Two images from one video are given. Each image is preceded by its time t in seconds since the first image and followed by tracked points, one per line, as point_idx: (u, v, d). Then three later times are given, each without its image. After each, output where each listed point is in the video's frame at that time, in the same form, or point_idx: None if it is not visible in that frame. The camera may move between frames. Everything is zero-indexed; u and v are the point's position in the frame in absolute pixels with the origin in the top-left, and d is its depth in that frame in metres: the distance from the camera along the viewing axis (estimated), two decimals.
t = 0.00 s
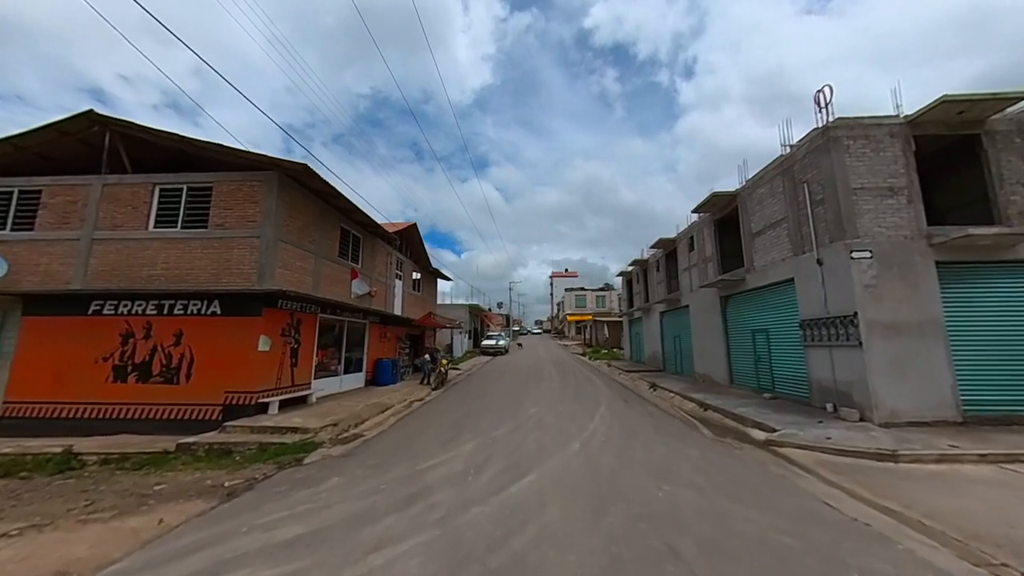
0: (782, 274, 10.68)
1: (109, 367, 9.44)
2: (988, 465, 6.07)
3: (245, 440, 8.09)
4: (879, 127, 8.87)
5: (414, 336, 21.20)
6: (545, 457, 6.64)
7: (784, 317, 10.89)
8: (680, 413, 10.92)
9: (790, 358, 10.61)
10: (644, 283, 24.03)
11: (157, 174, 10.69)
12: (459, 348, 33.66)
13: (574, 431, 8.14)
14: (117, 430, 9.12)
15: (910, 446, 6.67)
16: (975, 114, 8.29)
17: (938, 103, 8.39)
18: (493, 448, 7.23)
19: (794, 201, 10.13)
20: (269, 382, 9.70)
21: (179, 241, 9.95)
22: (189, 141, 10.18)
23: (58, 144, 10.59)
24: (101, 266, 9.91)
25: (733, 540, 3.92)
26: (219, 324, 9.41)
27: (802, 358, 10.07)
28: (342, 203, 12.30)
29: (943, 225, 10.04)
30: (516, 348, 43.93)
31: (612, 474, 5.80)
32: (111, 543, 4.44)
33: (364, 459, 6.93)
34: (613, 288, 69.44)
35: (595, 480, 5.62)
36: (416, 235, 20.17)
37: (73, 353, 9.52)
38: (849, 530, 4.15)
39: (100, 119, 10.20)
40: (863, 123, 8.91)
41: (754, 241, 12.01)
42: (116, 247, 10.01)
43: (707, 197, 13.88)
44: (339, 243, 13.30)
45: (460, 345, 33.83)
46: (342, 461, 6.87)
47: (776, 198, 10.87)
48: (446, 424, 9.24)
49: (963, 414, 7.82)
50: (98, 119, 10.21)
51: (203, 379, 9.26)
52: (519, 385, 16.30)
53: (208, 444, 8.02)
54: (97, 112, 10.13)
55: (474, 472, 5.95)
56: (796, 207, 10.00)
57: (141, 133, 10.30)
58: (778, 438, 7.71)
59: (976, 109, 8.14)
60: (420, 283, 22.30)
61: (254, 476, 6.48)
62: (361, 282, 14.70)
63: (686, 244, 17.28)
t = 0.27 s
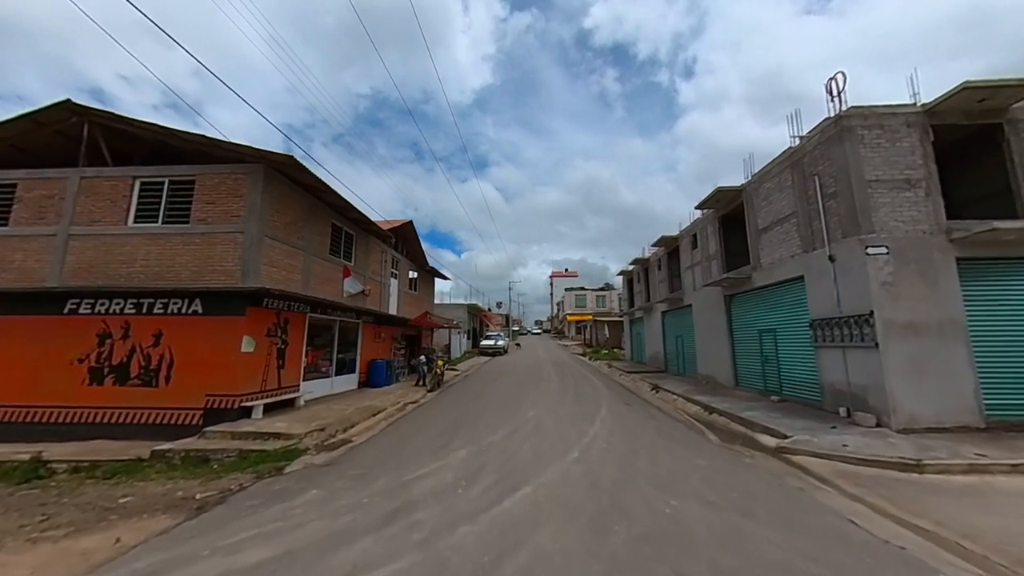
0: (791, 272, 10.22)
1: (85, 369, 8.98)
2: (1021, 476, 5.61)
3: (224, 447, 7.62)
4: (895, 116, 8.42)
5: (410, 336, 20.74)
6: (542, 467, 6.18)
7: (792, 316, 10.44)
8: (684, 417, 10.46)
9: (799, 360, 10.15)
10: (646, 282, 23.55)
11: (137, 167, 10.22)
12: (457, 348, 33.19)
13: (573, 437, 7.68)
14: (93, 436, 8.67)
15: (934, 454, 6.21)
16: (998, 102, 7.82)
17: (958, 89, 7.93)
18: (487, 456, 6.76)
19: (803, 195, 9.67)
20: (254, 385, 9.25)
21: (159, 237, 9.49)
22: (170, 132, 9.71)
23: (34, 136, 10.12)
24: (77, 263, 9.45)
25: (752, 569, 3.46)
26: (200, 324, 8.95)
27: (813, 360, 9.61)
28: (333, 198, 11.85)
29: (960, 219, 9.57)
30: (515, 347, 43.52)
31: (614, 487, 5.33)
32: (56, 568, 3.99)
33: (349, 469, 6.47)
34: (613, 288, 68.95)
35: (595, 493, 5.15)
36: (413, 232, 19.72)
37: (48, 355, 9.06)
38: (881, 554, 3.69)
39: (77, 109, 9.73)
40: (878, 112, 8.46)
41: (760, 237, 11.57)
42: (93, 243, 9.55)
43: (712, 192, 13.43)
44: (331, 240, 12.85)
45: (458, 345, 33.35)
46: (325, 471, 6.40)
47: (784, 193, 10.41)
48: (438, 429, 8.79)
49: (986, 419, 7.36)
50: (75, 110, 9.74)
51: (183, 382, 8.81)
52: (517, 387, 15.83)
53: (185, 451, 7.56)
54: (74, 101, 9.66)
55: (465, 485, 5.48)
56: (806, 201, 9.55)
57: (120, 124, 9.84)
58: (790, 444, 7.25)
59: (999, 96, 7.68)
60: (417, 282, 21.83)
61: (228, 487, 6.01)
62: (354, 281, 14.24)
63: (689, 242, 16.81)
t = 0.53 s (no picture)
0: (800, 270, 9.79)
1: (60, 371, 8.56)
2: None
3: (204, 454, 7.17)
4: (912, 104, 7.99)
5: (407, 336, 20.30)
6: (540, 478, 5.74)
7: (802, 316, 10.01)
8: (689, 420, 10.03)
9: (810, 361, 9.71)
10: (647, 282, 23.12)
11: (118, 160, 9.78)
12: (456, 348, 32.75)
13: (573, 443, 7.24)
14: (67, 442, 8.23)
15: (962, 463, 5.76)
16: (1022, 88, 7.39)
17: (981, 75, 7.50)
18: (481, 465, 6.32)
19: (814, 189, 9.24)
20: (238, 387, 8.81)
21: (140, 232, 9.05)
22: (151, 122, 9.27)
23: (10, 127, 9.70)
24: (54, 260, 9.02)
25: None
26: (182, 324, 8.53)
27: (825, 361, 9.17)
28: (324, 193, 11.42)
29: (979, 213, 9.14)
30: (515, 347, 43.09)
31: (619, 501, 4.90)
32: None
33: (332, 479, 6.02)
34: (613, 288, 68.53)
35: (598, 509, 4.70)
36: (409, 230, 19.28)
37: (22, 356, 8.63)
38: None
39: (55, 99, 9.30)
40: (895, 99, 8.02)
41: (768, 234, 11.14)
42: (71, 239, 9.11)
43: (716, 188, 13.00)
44: (323, 237, 12.42)
45: (457, 345, 32.92)
46: (307, 481, 5.96)
47: (793, 187, 9.98)
48: (432, 434, 8.35)
49: (1012, 424, 6.94)
50: (52, 99, 9.31)
51: (163, 385, 8.37)
52: (516, 388, 15.39)
53: (161, 458, 7.10)
54: (51, 91, 9.23)
55: (456, 499, 5.04)
56: (818, 195, 9.12)
57: (100, 115, 9.40)
58: (805, 452, 6.81)
59: None
60: (414, 281, 21.39)
61: (201, 500, 5.55)
62: (348, 279, 13.80)
63: (692, 240, 16.37)
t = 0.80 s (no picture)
0: (810, 267, 9.38)
1: (35, 373, 8.15)
2: None
3: (182, 462, 6.75)
4: (931, 92, 7.59)
5: (404, 336, 19.90)
6: (538, 490, 5.31)
7: (812, 315, 9.60)
8: (694, 424, 9.62)
9: (821, 363, 9.30)
10: (649, 281, 22.71)
11: (99, 152, 9.37)
12: (454, 349, 32.34)
13: (574, 450, 6.82)
14: (41, 447, 7.82)
15: (993, 474, 5.35)
16: None
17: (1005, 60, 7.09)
18: (475, 475, 5.89)
19: (826, 183, 8.83)
20: (221, 390, 8.39)
21: (120, 227, 8.64)
22: (132, 112, 8.86)
23: None
24: (30, 256, 8.61)
25: None
26: (162, 324, 8.11)
27: (837, 363, 8.76)
28: (315, 188, 11.01)
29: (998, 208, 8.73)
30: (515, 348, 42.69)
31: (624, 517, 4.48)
32: None
33: (315, 490, 5.60)
34: (614, 288, 68.13)
35: (601, 527, 4.28)
36: (406, 228, 18.87)
37: None
38: None
39: (32, 88, 8.90)
40: (913, 87, 7.62)
41: (775, 230, 10.73)
42: (48, 235, 8.70)
43: (721, 183, 12.60)
44: (314, 234, 12.02)
45: (455, 345, 32.51)
46: (287, 492, 5.53)
47: (803, 181, 9.57)
48: (424, 439, 7.92)
49: None
50: (30, 89, 8.91)
51: (143, 388, 7.96)
52: (514, 390, 14.98)
53: (136, 466, 6.68)
54: (28, 80, 8.83)
55: (446, 514, 4.62)
56: (830, 188, 8.71)
57: (79, 105, 9.00)
58: (820, 460, 6.40)
59: None
60: (410, 280, 20.97)
61: (172, 515, 5.13)
62: (341, 278, 13.40)
63: (696, 238, 15.98)
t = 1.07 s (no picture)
0: (823, 264, 8.97)
1: (9, 375, 7.74)
2: None
3: (158, 470, 6.33)
4: (954, 79, 7.18)
5: (401, 336, 19.49)
6: (538, 503, 4.89)
7: (824, 314, 9.20)
8: (702, 428, 9.20)
9: (834, 364, 8.88)
10: (651, 280, 22.28)
11: (79, 144, 8.95)
12: (453, 349, 31.95)
13: (577, 458, 6.40)
14: (14, 453, 7.41)
15: None
16: None
17: None
18: (471, 486, 5.47)
19: (841, 175, 8.42)
20: (205, 393, 7.98)
21: (99, 222, 8.22)
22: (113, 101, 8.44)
23: None
24: (4, 252, 8.19)
25: None
26: (143, 323, 7.70)
27: (852, 364, 8.34)
28: (307, 183, 10.61)
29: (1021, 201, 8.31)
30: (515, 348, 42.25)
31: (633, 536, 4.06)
32: None
33: (298, 502, 5.19)
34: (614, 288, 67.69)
35: (609, 547, 3.86)
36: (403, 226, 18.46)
37: None
38: None
39: (7, 76, 8.48)
40: (934, 73, 7.21)
41: (785, 226, 10.31)
42: (24, 230, 8.29)
43: (727, 178, 12.18)
44: (306, 230, 11.60)
45: (455, 346, 32.07)
46: (267, 505, 5.12)
47: (816, 174, 9.16)
48: (418, 445, 7.50)
49: None
50: (5, 76, 8.49)
51: (121, 391, 7.55)
52: (514, 392, 14.56)
53: (109, 475, 6.24)
54: (3, 67, 8.42)
55: (438, 532, 4.20)
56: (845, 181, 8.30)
57: (57, 94, 8.59)
58: (840, 468, 5.99)
59: None
60: (408, 279, 20.55)
61: (140, 531, 4.70)
62: (335, 277, 13.00)
63: (700, 235, 15.55)
